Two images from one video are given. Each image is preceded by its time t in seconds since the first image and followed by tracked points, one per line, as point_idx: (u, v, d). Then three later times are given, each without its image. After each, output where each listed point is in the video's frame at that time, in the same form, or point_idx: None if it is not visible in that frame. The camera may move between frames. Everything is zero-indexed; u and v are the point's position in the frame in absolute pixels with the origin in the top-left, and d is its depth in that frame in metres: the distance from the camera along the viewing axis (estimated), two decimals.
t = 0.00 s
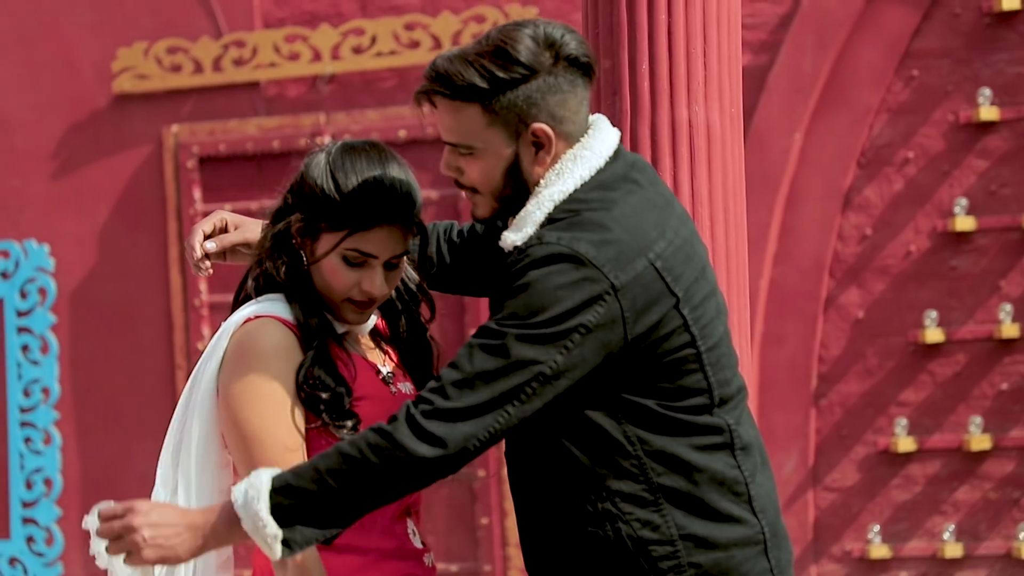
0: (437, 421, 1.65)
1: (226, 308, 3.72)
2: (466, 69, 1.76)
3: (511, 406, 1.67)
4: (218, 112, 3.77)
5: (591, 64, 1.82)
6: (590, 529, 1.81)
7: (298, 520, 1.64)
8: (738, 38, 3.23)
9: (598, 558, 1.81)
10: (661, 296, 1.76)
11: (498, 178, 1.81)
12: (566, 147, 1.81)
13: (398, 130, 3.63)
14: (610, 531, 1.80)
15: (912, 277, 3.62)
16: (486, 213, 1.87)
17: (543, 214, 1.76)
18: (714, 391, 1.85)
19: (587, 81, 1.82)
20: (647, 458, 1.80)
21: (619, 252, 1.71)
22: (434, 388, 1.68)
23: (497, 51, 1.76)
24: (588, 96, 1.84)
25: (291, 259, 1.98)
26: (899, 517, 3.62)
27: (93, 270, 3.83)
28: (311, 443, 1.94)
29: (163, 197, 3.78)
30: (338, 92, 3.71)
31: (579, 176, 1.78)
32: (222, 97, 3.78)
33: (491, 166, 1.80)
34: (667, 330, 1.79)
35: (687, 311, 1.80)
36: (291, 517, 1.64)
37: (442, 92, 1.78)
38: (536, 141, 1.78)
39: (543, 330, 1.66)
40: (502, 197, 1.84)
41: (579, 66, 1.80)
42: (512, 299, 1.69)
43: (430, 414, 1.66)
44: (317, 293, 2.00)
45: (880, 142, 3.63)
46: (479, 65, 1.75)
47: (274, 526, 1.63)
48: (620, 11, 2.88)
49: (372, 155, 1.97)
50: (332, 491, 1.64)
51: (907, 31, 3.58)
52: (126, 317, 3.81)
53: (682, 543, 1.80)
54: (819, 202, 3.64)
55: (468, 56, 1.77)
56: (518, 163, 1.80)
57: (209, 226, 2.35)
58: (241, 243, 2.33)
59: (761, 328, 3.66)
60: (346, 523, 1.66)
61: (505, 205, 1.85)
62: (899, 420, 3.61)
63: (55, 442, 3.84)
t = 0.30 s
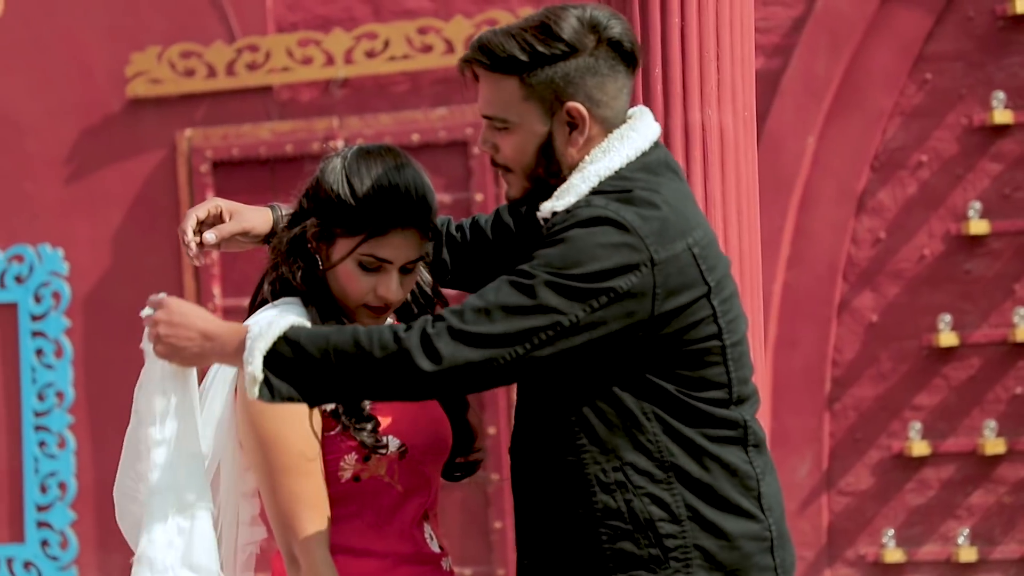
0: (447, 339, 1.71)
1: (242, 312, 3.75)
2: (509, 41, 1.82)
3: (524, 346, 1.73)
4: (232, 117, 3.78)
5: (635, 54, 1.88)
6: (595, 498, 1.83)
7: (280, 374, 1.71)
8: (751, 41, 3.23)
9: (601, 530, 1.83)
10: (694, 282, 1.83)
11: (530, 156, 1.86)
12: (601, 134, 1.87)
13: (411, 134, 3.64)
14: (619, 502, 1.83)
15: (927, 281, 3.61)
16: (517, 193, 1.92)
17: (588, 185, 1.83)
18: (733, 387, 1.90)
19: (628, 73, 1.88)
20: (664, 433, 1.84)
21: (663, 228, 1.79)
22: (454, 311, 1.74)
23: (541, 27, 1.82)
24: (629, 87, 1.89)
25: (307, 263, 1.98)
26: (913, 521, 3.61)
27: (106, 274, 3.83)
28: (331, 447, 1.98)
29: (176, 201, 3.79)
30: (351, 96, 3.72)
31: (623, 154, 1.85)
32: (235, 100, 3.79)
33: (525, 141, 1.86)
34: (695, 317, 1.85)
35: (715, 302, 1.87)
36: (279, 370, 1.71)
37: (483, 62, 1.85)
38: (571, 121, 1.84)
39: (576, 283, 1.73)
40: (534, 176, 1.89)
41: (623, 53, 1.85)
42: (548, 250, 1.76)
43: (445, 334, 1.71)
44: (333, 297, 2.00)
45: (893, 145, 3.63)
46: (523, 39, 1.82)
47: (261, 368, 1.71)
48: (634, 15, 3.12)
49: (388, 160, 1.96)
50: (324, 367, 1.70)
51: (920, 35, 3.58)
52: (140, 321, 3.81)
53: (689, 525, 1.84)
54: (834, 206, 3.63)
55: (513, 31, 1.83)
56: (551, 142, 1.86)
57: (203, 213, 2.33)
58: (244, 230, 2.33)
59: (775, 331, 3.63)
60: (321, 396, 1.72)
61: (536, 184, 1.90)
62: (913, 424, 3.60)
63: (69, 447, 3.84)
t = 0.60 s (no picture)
0: (460, 278, 1.74)
1: (259, 316, 3.75)
2: (556, 25, 1.85)
3: (538, 302, 1.75)
4: (249, 120, 3.78)
5: (682, 50, 1.90)
6: (609, 472, 1.83)
7: (296, 279, 1.75)
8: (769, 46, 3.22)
9: (613, 504, 1.83)
10: (720, 275, 1.84)
11: (569, 143, 1.87)
12: (640, 126, 1.87)
13: (428, 138, 3.64)
14: (632, 478, 1.82)
15: (945, 284, 3.61)
16: (551, 183, 1.92)
17: (626, 169, 1.83)
18: (749, 386, 1.89)
19: (673, 70, 1.90)
20: (683, 415, 1.84)
21: (695, 215, 1.82)
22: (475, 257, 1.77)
23: (589, 15, 1.85)
24: (671, 83, 1.90)
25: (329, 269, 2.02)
26: (932, 525, 3.60)
27: (123, 278, 3.84)
28: (351, 452, 1.99)
29: (193, 204, 3.79)
30: (368, 100, 3.72)
31: (663, 143, 1.86)
32: (253, 104, 3.80)
33: (564, 128, 1.86)
34: (719, 308, 1.85)
35: (738, 299, 1.88)
36: (297, 275, 1.75)
37: (527, 45, 1.87)
38: (611, 109, 1.85)
39: (600, 252, 1.75)
40: (569, 164, 1.89)
41: (669, 47, 1.87)
42: (577, 218, 1.78)
43: (460, 276, 1.74)
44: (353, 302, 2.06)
45: (911, 149, 3.62)
46: (570, 24, 1.84)
47: (279, 271, 1.75)
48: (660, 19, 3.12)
49: (406, 165, 1.98)
50: (339, 283, 1.73)
51: (938, 38, 3.58)
52: (157, 325, 3.81)
53: (702, 506, 1.83)
54: (852, 209, 3.62)
55: (561, 16, 1.86)
56: (590, 130, 1.86)
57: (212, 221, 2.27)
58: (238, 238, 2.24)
59: (792, 335, 3.63)
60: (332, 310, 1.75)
61: (571, 173, 1.90)
62: (931, 428, 3.59)
63: (88, 450, 3.85)
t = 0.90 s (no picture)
0: (476, 263, 1.75)
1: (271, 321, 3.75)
2: (580, 21, 1.86)
3: (552, 289, 1.76)
4: (262, 125, 3.79)
5: (706, 50, 1.90)
6: (617, 467, 1.83)
7: (313, 253, 1.78)
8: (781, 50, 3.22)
9: (620, 498, 1.83)
10: (735, 275, 1.84)
11: (589, 139, 1.88)
12: (661, 126, 1.88)
13: (441, 142, 3.65)
14: (640, 473, 1.83)
15: (958, 288, 3.60)
16: (571, 181, 1.92)
17: (646, 166, 1.84)
18: (759, 388, 1.87)
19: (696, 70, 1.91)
20: (693, 412, 1.83)
21: (713, 213, 1.82)
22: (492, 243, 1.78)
23: (614, 12, 1.86)
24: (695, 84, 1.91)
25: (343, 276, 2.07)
26: (945, 529, 3.60)
27: (136, 283, 3.85)
28: (361, 458, 2.02)
29: (206, 209, 3.79)
30: (380, 105, 3.72)
31: (683, 143, 1.87)
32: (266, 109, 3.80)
33: (585, 124, 1.87)
34: (732, 307, 1.85)
35: (753, 299, 1.87)
36: (313, 251, 1.78)
37: (551, 41, 1.88)
38: (632, 106, 1.86)
39: (616, 243, 1.76)
40: (589, 161, 1.90)
41: (693, 46, 1.88)
42: (595, 209, 1.78)
43: (477, 260, 1.75)
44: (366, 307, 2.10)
45: (924, 153, 3.62)
46: (594, 20, 1.86)
47: (297, 243, 1.79)
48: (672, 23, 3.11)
49: (420, 170, 2.04)
50: (357, 263, 1.76)
51: (951, 42, 3.57)
52: (170, 329, 3.82)
53: (709, 503, 1.83)
54: (865, 214, 3.62)
55: (586, 13, 1.87)
56: (610, 127, 1.87)
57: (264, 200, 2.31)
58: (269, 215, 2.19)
59: (805, 340, 3.63)
60: (346, 287, 1.78)
61: (591, 171, 1.90)
62: (945, 432, 3.59)
63: (101, 454, 3.86)
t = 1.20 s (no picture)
0: (493, 272, 1.72)
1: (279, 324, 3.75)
2: (594, 20, 1.83)
3: (566, 298, 1.73)
4: (271, 129, 3.80)
5: (721, 53, 1.87)
6: (622, 472, 1.80)
7: (329, 261, 1.74)
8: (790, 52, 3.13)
9: (624, 504, 1.80)
10: (747, 281, 1.81)
11: (602, 139, 1.84)
12: (674, 129, 1.85)
13: (449, 146, 3.67)
14: (645, 478, 1.79)
15: (967, 292, 3.60)
16: (586, 181, 1.87)
17: (661, 168, 1.82)
18: (767, 395, 1.84)
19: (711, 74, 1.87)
20: (699, 418, 1.80)
21: (727, 220, 1.79)
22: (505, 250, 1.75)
23: (628, 12, 1.83)
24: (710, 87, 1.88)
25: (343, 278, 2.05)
26: (954, 533, 3.60)
27: (146, 286, 3.87)
28: (361, 464, 2.00)
29: (215, 212, 3.82)
30: (389, 109, 3.75)
31: (698, 146, 1.84)
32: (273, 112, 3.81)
33: (598, 123, 1.83)
34: (742, 314, 1.81)
35: (765, 307, 1.83)
36: (328, 259, 1.75)
37: (565, 40, 1.85)
38: (644, 106, 1.82)
39: (631, 248, 1.73)
40: (603, 161, 1.85)
41: (708, 48, 1.85)
42: (608, 214, 1.76)
43: (493, 269, 1.72)
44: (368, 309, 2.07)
45: (934, 156, 3.62)
46: (608, 19, 1.83)
47: (314, 249, 1.75)
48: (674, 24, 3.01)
49: (420, 171, 2.02)
50: (374, 275, 1.72)
51: (961, 45, 3.57)
52: (181, 332, 3.84)
53: (713, 510, 1.79)
54: (874, 217, 3.62)
55: (601, 13, 1.84)
56: (623, 127, 1.83)
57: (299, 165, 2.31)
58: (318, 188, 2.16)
59: (814, 343, 3.62)
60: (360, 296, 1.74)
61: (606, 172, 1.86)
62: (953, 436, 3.58)
63: (109, 458, 3.87)
